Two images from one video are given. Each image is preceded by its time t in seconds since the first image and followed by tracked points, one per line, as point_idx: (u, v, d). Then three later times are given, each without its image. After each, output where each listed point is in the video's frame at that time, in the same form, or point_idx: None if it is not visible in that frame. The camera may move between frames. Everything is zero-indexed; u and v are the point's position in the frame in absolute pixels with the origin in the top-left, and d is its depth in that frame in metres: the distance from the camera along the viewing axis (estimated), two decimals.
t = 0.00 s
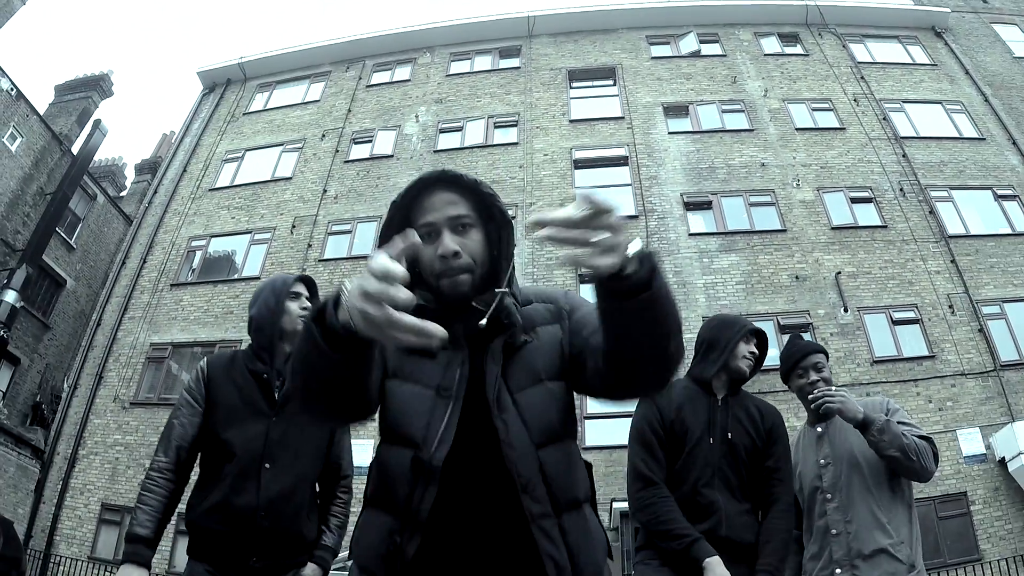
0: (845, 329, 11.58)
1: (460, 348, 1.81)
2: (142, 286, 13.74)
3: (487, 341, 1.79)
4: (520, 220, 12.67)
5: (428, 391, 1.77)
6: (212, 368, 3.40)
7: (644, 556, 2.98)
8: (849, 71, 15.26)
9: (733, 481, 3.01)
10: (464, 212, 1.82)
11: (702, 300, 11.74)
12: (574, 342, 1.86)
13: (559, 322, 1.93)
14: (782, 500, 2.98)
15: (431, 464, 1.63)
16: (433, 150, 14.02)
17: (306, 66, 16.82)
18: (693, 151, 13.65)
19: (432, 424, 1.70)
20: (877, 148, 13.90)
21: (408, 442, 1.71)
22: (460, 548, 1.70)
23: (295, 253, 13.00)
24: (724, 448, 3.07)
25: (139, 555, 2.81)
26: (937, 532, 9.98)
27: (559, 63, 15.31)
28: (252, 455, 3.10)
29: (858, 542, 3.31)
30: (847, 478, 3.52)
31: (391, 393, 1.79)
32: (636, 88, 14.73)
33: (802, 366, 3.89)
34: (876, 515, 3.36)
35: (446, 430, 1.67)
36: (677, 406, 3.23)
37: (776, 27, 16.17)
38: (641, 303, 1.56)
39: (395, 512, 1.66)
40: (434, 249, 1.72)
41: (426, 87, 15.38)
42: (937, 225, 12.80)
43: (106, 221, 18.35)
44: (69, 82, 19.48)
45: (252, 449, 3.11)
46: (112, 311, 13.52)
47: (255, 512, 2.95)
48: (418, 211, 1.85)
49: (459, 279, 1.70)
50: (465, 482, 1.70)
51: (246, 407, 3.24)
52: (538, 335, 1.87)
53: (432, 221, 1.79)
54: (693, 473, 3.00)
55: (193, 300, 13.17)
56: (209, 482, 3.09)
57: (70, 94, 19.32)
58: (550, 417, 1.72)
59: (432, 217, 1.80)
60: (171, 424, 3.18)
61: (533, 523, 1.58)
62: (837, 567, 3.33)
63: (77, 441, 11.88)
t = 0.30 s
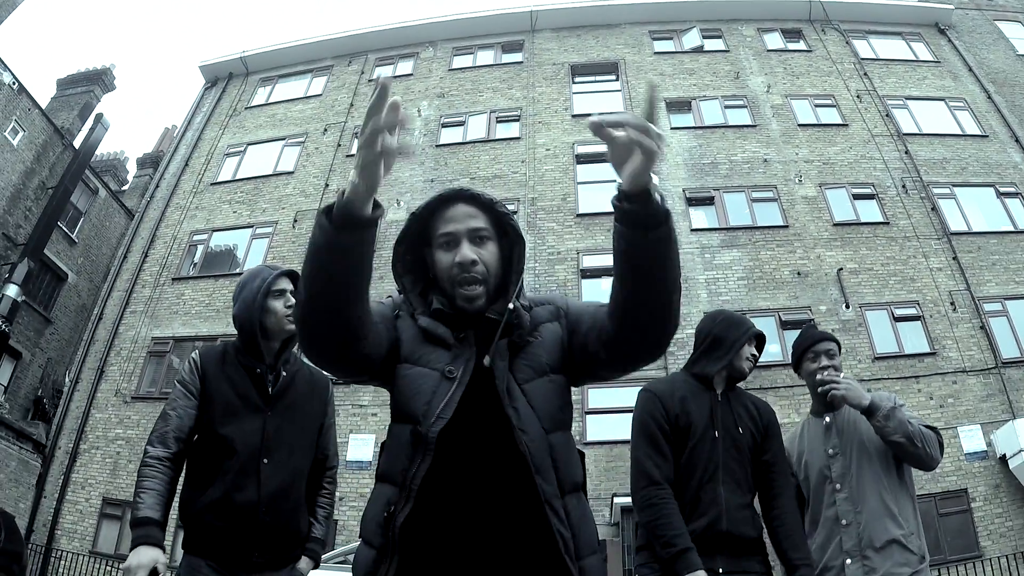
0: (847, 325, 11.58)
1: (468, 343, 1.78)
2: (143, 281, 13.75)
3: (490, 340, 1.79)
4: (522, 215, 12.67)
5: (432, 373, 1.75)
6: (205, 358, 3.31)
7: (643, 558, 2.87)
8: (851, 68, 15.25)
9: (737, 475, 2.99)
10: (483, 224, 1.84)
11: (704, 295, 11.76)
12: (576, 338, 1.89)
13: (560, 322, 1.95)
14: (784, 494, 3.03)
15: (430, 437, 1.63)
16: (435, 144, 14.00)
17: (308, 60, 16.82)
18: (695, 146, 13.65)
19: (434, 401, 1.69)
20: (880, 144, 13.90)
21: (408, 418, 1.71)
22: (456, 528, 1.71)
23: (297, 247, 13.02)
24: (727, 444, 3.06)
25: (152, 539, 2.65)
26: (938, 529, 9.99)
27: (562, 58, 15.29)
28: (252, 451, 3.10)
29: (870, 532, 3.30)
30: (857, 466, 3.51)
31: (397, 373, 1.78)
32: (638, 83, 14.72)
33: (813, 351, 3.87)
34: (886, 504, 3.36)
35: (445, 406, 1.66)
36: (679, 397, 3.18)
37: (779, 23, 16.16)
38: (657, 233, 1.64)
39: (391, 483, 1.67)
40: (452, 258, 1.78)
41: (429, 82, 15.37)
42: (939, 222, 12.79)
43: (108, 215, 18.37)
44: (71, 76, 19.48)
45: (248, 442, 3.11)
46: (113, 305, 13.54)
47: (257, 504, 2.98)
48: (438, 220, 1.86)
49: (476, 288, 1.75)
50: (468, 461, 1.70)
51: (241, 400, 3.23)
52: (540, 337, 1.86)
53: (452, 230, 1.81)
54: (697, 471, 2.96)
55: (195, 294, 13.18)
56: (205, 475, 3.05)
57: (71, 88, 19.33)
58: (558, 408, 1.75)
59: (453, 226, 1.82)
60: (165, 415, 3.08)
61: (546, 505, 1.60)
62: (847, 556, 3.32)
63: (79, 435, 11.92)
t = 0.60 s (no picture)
0: (845, 317, 11.58)
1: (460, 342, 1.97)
2: (141, 281, 13.73)
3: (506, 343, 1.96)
4: (519, 210, 12.66)
5: (418, 375, 1.90)
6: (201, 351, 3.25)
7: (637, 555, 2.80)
8: (847, 59, 15.25)
9: (730, 462, 3.00)
10: (489, 228, 2.07)
11: (702, 288, 11.76)
12: (584, 351, 2.04)
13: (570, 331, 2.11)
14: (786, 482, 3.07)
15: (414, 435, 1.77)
16: (431, 141, 14.00)
17: (303, 59, 16.80)
18: (691, 140, 13.64)
19: (418, 403, 1.83)
20: (876, 136, 13.89)
21: (393, 417, 1.85)
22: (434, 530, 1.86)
23: (295, 246, 13.02)
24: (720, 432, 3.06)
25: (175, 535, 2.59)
26: (938, 520, 9.99)
27: (557, 53, 15.28)
28: (248, 446, 3.09)
29: (875, 514, 3.29)
30: (862, 448, 3.50)
31: (385, 371, 1.94)
32: (634, 77, 14.72)
33: (819, 333, 3.91)
34: (890, 485, 3.36)
35: (428, 408, 1.81)
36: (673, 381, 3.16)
37: (774, 16, 16.16)
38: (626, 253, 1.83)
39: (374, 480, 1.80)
40: (460, 259, 2.00)
41: (424, 79, 15.35)
42: (936, 213, 12.79)
43: (104, 217, 18.35)
44: (66, 77, 19.45)
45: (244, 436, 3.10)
46: (112, 307, 13.53)
47: (255, 502, 2.98)
48: (447, 224, 2.09)
49: (482, 287, 1.95)
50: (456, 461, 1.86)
51: (239, 394, 3.20)
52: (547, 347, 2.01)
53: (461, 233, 2.04)
54: (693, 457, 2.96)
55: (193, 294, 13.17)
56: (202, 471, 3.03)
57: (66, 90, 19.30)
58: (562, 413, 1.90)
59: (461, 230, 2.05)
60: (165, 410, 3.00)
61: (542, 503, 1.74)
62: (851, 538, 3.31)
63: (79, 437, 11.92)
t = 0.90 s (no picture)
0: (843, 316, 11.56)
1: (459, 355, 2.07)
2: (139, 277, 13.71)
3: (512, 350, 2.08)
4: (517, 207, 12.65)
5: (425, 398, 1.95)
6: (204, 339, 3.23)
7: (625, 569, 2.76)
8: (846, 58, 15.25)
9: (721, 473, 3.00)
10: (496, 233, 2.22)
11: (700, 286, 11.74)
12: (579, 368, 2.12)
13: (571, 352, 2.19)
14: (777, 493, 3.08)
15: (429, 457, 1.81)
16: (429, 137, 13.99)
17: (302, 55, 16.79)
18: (690, 138, 13.64)
19: (428, 426, 1.87)
20: (876, 135, 13.89)
21: (403, 438, 1.86)
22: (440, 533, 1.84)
23: (292, 242, 13.02)
24: (710, 442, 3.06)
25: (178, 540, 2.59)
26: (935, 520, 9.99)
27: (556, 50, 15.27)
28: (245, 440, 3.07)
29: (880, 522, 3.28)
30: (866, 455, 3.50)
31: (388, 393, 1.96)
32: (633, 75, 14.71)
33: (827, 333, 3.92)
34: (896, 493, 3.36)
35: (440, 428, 1.87)
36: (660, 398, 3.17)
37: (773, 14, 16.15)
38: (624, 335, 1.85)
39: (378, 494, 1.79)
40: (468, 259, 2.13)
41: (423, 75, 15.34)
42: (935, 212, 12.79)
43: (102, 213, 18.33)
44: (65, 73, 19.44)
45: (242, 429, 3.09)
46: (110, 302, 13.52)
47: (247, 497, 2.95)
48: (457, 226, 2.23)
49: (488, 287, 2.09)
50: (465, 466, 1.88)
51: (240, 386, 3.19)
52: (547, 356, 2.12)
53: (469, 235, 2.18)
54: (683, 469, 2.95)
55: (190, 290, 13.15)
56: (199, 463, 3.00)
57: (65, 85, 19.28)
58: (559, 426, 1.95)
59: (470, 231, 2.18)
60: (170, 400, 2.97)
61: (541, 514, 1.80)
62: (855, 546, 3.30)
63: (76, 433, 11.90)
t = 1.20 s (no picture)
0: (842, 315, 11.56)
1: (462, 359, 2.22)
2: (137, 277, 13.70)
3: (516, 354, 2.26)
4: (516, 207, 12.66)
5: (434, 408, 2.07)
6: (210, 336, 3.28)
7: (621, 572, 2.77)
8: (845, 58, 15.26)
9: (702, 464, 3.23)
10: (502, 240, 2.41)
11: (698, 286, 11.75)
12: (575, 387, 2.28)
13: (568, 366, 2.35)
14: (754, 483, 3.30)
15: (443, 469, 1.92)
16: (428, 137, 14.00)
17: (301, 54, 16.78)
18: (688, 138, 13.65)
19: (440, 439, 1.99)
20: (874, 135, 13.90)
21: (419, 453, 1.98)
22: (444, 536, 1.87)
23: (291, 242, 13.02)
24: (691, 434, 3.30)
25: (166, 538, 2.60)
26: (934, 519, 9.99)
27: (555, 50, 15.27)
28: (244, 435, 3.08)
29: (885, 505, 3.33)
30: (869, 438, 3.57)
31: (399, 411, 2.07)
32: (631, 74, 14.71)
33: (830, 315, 3.99)
34: (901, 475, 3.40)
35: (451, 441, 1.99)
36: (636, 395, 3.46)
37: (772, 13, 16.16)
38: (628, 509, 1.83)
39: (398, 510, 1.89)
40: (473, 265, 2.34)
41: (422, 75, 15.35)
42: (934, 212, 12.78)
43: (101, 212, 18.33)
44: (64, 73, 19.43)
45: (241, 425, 3.09)
46: (108, 302, 13.51)
47: (243, 492, 2.94)
48: (464, 231, 2.42)
49: (489, 291, 2.32)
50: (473, 460, 1.98)
51: (241, 386, 3.20)
52: (548, 363, 2.28)
53: (475, 240, 2.38)
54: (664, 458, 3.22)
55: (189, 290, 13.15)
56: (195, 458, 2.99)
57: (63, 85, 19.27)
58: (558, 435, 2.08)
59: (476, 236, 2.38)
60: (171, 395, 2.99)
61: (543, 519, 1.89)
62: (860, 529, 3.34)
63: (75, 433, 11.90)
